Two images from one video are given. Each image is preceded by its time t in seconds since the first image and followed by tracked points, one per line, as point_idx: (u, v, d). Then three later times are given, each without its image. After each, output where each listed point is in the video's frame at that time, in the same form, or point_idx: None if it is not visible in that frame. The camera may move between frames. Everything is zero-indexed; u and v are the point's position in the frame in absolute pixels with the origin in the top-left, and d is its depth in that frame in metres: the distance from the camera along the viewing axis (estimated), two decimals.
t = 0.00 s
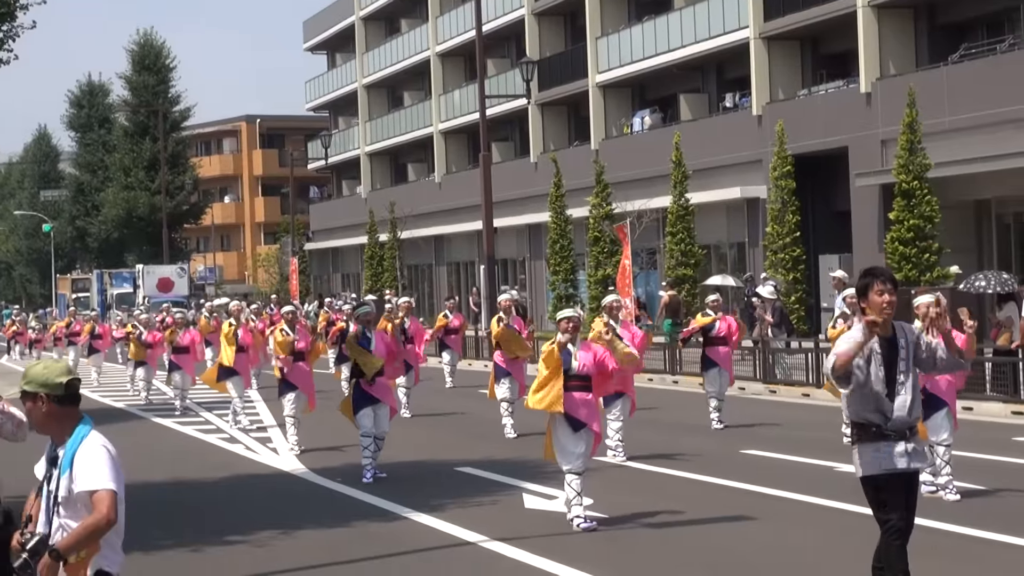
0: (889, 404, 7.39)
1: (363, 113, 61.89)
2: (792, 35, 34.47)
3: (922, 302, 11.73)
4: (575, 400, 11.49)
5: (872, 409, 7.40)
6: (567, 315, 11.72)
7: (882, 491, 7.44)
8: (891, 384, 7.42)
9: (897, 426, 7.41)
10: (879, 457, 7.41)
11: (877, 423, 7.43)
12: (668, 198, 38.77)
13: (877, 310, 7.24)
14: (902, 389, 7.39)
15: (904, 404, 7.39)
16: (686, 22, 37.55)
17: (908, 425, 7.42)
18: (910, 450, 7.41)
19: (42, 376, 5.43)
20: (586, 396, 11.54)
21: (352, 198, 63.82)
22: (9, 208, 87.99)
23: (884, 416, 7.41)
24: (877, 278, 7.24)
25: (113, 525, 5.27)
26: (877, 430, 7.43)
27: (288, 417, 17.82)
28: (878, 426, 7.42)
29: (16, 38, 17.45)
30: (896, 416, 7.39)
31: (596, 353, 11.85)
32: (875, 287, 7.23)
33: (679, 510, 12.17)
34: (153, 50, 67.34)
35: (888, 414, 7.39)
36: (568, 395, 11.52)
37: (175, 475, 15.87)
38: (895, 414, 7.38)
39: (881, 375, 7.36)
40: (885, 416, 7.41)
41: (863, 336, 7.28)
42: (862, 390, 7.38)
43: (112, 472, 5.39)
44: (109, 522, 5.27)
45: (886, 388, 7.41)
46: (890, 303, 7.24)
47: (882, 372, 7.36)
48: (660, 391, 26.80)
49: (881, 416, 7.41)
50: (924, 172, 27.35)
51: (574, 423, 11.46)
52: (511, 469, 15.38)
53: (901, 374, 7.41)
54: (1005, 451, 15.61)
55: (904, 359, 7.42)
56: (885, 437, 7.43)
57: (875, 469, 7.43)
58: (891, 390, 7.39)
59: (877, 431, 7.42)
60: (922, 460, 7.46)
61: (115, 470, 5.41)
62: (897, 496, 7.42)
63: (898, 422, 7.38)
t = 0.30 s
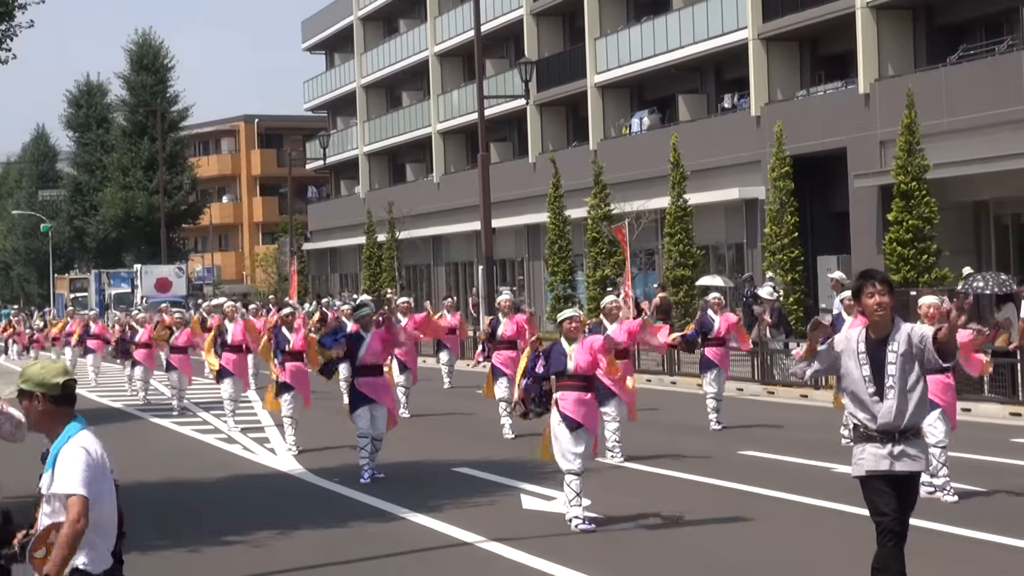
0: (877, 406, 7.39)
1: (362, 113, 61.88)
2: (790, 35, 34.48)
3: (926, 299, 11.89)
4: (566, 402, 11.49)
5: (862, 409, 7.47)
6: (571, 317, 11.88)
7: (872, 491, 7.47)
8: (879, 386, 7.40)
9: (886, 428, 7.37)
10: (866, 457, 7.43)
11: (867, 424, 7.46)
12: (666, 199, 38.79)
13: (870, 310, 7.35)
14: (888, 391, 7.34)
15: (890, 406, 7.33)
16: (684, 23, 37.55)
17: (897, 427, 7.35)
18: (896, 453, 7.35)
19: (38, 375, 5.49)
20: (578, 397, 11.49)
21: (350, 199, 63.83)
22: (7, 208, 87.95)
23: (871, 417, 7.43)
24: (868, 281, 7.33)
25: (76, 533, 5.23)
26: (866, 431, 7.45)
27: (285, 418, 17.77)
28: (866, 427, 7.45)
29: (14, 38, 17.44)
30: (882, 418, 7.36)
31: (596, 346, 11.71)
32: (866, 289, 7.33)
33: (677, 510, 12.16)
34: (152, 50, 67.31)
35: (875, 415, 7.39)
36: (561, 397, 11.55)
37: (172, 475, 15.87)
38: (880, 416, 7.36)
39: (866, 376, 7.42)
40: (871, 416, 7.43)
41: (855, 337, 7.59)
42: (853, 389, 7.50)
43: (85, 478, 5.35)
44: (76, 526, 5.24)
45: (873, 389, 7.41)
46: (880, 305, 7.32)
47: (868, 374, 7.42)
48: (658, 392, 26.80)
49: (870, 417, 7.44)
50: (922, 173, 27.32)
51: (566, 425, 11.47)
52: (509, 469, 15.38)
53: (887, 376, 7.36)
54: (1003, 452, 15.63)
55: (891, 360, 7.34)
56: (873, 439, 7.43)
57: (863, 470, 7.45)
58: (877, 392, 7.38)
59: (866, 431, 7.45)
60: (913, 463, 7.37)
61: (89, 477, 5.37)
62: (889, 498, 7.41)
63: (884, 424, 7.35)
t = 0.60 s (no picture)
0: (876, 410, 7.41)
1: (359, 114, 61.90)
2: (788, 37, 34.52)
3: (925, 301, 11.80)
4: (560, 404, 11.50)
5: (861, 411, 7.49)
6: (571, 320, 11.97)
7: (871, 494, 7.48)
8: (878, 389, 7.42)
9: (884, 430, 7.38)
10: (865, 459, 7.44)
11: (867, 426, 7.47)
12: (664, 200, 38.80)
13: (868, 312, 7.38)
14: (886, 394, 7.37)
15: (888, 408, 7.36)
16: (683, 24, 37.57)
17: (895, 430, 7.37)
18: (896, 456, 7.36)
19: (23, 374, 5.57)
20: (572, 401, 11.49)
21: (348, 199, 63.83)
22: (5, 208, 87.93)
23: (871, 419, 7.45)
24: (867, 283, 7.36)
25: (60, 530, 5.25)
26: (865, 433, 7.47)
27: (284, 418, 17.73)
28: (866, 429, 7.47)
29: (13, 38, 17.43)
30: (881, 421, 7.38)
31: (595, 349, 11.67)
32: (864, 291, 7.35)
33: (676, 512, 12.17)
34: (150, 50, 67.29)
35: (875, 418, 7.41)
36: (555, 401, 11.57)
37: (171, 475, 15.88)
38: (880, 418, 7.38)
39: (865, 378, 7.44)
40: (871, 419, 7.44)
41: (854, 343, 7.58)
42: (851, 392, 7.54)
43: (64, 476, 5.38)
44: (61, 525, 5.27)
45: (873, 391, 7.43)
46: (879, 308, 7.34)
47: (866, 377, 7.44)
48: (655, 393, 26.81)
49: (869, 420, 7.45)
50: (920, 175, 27.32)
51: (560, 428, 11.46)
52: (507, 470, 15.38)
53: (885, 380, 7.38)
54: (1001, 454, 15.65)
55: (889, 363, 7.36)
56: (873, 442, 7.45)
57: (862, 473, 7.47)
58: (876, 395, 7.41)
59: (866, 433, 7.46)
60: (913, 467, 7.37)
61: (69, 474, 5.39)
62: (888, 500, 7.41)
63: (883, 427, 7.37)
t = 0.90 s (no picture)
0: (878, 410, 7.40)
1: (359, 113, 61.89)
2: (788, 37, 34.51)
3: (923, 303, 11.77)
4: (560, 404, 11.51)
5: (863, 412, 7.47)
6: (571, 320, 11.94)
7: (872, 495, 7.46)
8: (880, 388, 7.40)
9: (886, 431, 7.38)
10: (866, 460, 7.43)
11: (868, 427, 7.46)
12: (664, 201, 38.80)
13: (871, 312, 7.34)
14: (889, 395, 7.35)
15: (891, 408, 7.34)
16: (683, 25, 37.57)
17: (897, 431, 7.36)
18: (897, 458, 7.36)
19: None
20: (573, 401, 11.48)
21: (347, 199, 63.83)
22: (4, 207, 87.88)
23: (873, 420, 7.44)
24: (870, 282, 7.33)
25: (15, 543, 5.29)
26: (867, 433, 7.46)
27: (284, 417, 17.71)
28: (868, 430, 7.45)
29: (12, 36, 17.42)
30: (884, 423, 7.37)
31: (596, 351, 11.70)
32: (867, 290, 7.33)
33: (675, 513, 12.16)
34: (150, 49, 67.29)
35: (877, 418, 7.39)
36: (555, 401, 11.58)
37: (169, 475, 15.87)
38: (883, 419, 7.37)
39: (867, 379, 7.41)
40: (873, 420, 7.43)
41: (856, 342, 7.53)
42: (852, 391, 7.52)
43: (31, 487, 5.41)
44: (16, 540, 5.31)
45: (874, 392, 7.41)
46: (881, 308, 7.32)
47: (868, 378, 7.41)
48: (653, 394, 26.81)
49: (871, 420, 7.44)
50: (920, 175, 27.33)
51: (559, 428, 11.46)
52: (506, 470, 15.38)
53: (887, 380, 7.37)
54: (1001, 455, 15.65)
55: (891, 363, 7.34)
56: (875, 442, 7.44)
57: (861, 474, 7.47)
58: (878, 395, 7.39)
59: (867, 434, 7.45)
60: (913, 468, 7.39)
61: (35, 487, 5.42)
62: (888, 501, 7.41)
63: (885, 427, 7.36)
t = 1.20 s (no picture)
0: (880, 412, 7.36)
1: (359, 113, 61.91)
2: (788, 38, 34.51)
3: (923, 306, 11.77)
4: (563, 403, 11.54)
5: (864, 414, 7.42)
6: (572, 319, 11.91)
7: (874, 495, 7.43)
8: (883, 391, 7.37)
9: (889, 433, 7.36)
10: (869, 461, 7.40)
11: (869, 429, 7.42)
12: (664, 201, 38.79)
13: (872, 315, 7.34)
14: (892, 398, 7.32)
15: (893, 409, 7.32)
16: (683, 25, 37.58)
17: (901, 432, 7.35)
18: (900, 459, 7.36)
19: None
20: (575, 400, 11.52)
21: (347, 199, 63.84)
22: (4, 206, 87.91)
23: (875, 422, 7.39)
24: (870, 284, 7.34)
25: (10, 545, 5.30)
26: (869, 434, 7.42)
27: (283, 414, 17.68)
28: (870, 431, 7.41)
29: (12, 36, 17.42)
30: (887, 424, 7.34)
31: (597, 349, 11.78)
32: (867, 292, 7.34)
33: (674, 513, 12.16)
34: (150, 49, 67.36)
35: (878, 420, 7.36)
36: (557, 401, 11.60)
37: (169, 475, 15.87)
38: (885, 422, 7.34)
39: (869, 382, 7.37)
40: (875, 423, 7.39)
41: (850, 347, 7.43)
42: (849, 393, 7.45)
43: (30, 489, 5.40)
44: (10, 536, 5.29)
45: (877, 394, 7.37)
46: (882, 310, 7.32)
47: (870, 380, 7.37)
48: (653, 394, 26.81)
49: (872, 422, 7.40)
50: (919, 176, 27.36)
51: (564, 427, 11.51)
52: (505, 470, 15.38)
53: (890, 382, 7.35)
54: (1001, 456, 15.65)
55: (893, 366, 7.33)
56: (876, 444, 7.41)
57: (862, 475, 7.44)
58: (879, 396, 7.36)
59: (868, 436, 7.42)
60: (914, 469, 7.40)
61: (34, 488, 5.42)
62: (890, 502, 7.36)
63: (888, 430, 7.33)
